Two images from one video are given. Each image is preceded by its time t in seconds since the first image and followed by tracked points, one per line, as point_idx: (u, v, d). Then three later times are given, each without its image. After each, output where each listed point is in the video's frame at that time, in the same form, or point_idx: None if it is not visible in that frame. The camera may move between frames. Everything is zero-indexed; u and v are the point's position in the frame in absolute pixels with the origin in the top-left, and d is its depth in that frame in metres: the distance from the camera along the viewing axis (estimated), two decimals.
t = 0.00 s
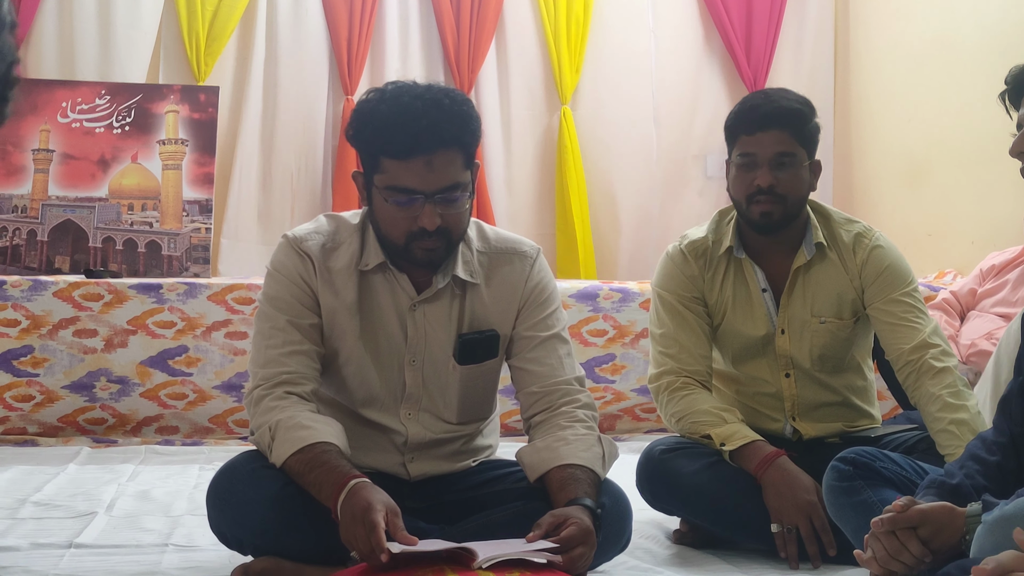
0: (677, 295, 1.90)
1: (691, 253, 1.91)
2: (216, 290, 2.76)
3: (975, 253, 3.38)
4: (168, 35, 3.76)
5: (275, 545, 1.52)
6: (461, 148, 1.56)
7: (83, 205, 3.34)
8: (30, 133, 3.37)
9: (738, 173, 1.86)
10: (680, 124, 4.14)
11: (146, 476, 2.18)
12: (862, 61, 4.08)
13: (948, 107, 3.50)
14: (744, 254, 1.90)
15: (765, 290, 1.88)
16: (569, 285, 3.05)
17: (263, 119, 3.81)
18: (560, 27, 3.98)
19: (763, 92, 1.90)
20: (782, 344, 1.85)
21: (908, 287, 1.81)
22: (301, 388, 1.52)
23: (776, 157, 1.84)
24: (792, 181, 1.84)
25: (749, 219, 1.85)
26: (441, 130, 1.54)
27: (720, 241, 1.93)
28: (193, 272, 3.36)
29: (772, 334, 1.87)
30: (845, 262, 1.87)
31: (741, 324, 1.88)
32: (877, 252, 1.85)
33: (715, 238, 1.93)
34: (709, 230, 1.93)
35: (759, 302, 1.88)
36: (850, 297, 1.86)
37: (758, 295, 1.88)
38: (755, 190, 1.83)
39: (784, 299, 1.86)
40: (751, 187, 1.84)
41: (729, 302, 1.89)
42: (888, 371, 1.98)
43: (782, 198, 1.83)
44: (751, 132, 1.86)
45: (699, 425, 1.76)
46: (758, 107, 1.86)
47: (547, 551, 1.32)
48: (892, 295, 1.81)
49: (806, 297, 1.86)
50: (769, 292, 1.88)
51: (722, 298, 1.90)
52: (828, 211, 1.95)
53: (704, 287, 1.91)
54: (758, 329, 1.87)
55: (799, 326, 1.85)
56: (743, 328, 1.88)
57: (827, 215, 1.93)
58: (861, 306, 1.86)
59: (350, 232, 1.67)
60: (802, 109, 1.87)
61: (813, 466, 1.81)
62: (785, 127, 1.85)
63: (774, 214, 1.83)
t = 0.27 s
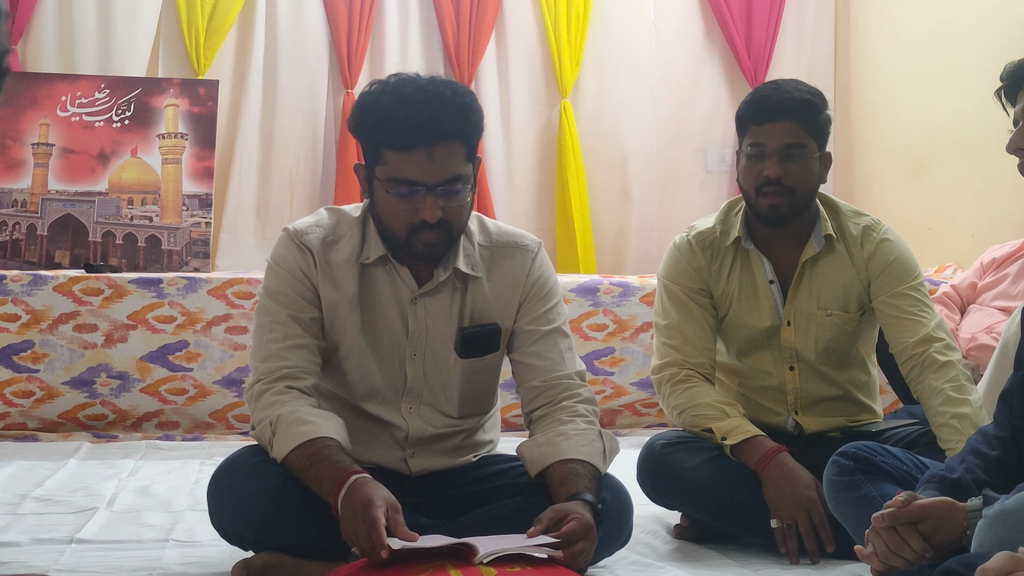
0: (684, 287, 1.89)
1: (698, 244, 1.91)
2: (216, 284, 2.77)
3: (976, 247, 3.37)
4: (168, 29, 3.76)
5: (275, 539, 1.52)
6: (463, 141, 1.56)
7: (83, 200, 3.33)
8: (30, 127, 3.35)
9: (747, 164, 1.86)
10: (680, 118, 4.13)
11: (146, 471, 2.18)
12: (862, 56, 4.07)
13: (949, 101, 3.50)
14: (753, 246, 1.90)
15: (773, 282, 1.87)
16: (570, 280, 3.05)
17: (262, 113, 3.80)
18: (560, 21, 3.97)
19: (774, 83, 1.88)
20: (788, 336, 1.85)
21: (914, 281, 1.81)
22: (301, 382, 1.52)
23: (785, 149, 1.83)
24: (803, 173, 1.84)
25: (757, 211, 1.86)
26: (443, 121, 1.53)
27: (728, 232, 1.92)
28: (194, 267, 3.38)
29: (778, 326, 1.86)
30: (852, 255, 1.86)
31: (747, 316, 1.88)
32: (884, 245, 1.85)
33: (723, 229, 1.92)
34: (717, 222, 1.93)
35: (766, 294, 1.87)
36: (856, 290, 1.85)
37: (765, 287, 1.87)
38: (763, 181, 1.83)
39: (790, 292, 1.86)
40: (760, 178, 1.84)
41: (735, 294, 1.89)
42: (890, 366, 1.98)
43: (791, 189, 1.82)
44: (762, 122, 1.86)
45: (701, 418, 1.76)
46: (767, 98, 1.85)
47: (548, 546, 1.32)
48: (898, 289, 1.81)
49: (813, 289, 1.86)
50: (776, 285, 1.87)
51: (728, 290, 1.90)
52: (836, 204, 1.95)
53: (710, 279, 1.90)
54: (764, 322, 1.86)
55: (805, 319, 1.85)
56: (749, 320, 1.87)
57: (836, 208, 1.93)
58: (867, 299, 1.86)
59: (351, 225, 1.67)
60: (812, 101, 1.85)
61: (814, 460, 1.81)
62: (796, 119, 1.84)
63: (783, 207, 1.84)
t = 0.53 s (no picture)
0: (686, 283, 1.89)
1: (701, 239, 1.91)
2: (217, 280, 2.77)
3: (977, 243, 3.38)
4: (169, 25, 3.75)
5: (276, 534, 1.53)
6: (467, 137, 1.56)
7: (83, 196, 3.34)
8: (30, 124, 3.35)
9: (748, 160, 1.86)
10: (680, 112, 4.13)
11: (148, 466, 2.18)
12: (863, 51, 4.06)
13: (951, 97, 3.49)
14: (756, 241, 1.90)
15: (775, 277, 1.87)
16: (570, 275, 3.05)
17: (262, 109, 3.80)
18: (560, 16, 3.96)
19: (774, 79, 1.88)
20: (790, 331, 1.85)
21: (916, 276, 1.80)
22: (303, 378, 1.52)
23: (786, 144, 1.83)
24: (805, 169, 1.83)
25: (759, 206, 1.85)
26: (447, 118, 1.53)
27: (730, 228, 1.92)
28: (194, 262, 3.39)
29: (780, 321, 1.86)
30: (855, 249, 1.86)
31: (749, 311, 1.88)
32: (887, 241, 1.84)
33: (725, 225, 1.92)
34: (720, 218, 1.93)
35: (768, 289, 1.87)
36: (860, 285, 1.85)
37: (767, 282, 1.87)
38: (764, 176, 1.83)
39: (793, 287, 1.86)
40: (761, 174, 1.83)
41: (738, 289, 1.89)
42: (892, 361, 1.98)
43: (793, 184, 1.82)
44: (763, 118, 1.85)
45: (703, 412, 1.76)
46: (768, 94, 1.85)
47: (549, 540, 1.33)
48: (900, 284, 1.81)
49: (816, 284, 1.86)
50: (780, 279, 1.87)
51: (731, 285, 1.90)
52: (839, 199, 1.95)
53: (713, 274, 1.90)
54: (766, 316, 1.86)
55: (808, 314, 1.85)
56: (751, 315, 1.87)
57: (839, 203, 1.93)
58: (870, 294, 1.86)
59: (352, 221, 1.67)
60: (812, 96, 1.84)
61: (815, 455, 1.81)
62: (799, 114, 1.84)
63: (785, 202, 1.83)
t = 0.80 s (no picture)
0: (677, 282, 1.91)
1: (690, 239, 1.93)
2: (218, 278, 2.79)
3: (972, 240, 3.39)
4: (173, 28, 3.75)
5: (280, 530, 1.54)
6: (470, 138, 1.57)
7: (86, 194, 3.35)
8: (33, 123, 3.38)
9: (729, 162, 1.89)
10: (678, 111, 4.14)
11: (150, 462, 2.20)
12: (860, 51, 4.08)
13: (946, 96, 3.49)
14: (742, 242, 1.91)
15: (763, 276, 1.89)
16: (569, 273, 3.06)
17: (263, 108, 3.82)
18: (559, 17, 3.97)
19: (754, 80, 1.90)
20: (780, 330, 1.86)
21: (904, 274, 1.82)
22: (303, 374, 1.54)
23: (765, 145, 1.85)
24: (785, 170, 1.86)
25: (742, 208, 1.87)
26: (451, 118, 1.55)
27: (718, 228, 1.94)
28: (196, 260, 3.34)
29: (770, 320, 1.88)
30: (843, 248, 1.88)
31: (740, 311, 1.89)
32: (874, 239, 1.86)
33: (713, 226, 1.94)
34: (708, 218, 1.95)
35: (758, 288, 1.89)
36: (848, 283, 1.87)
37: (756, 281, 1.89)
38: (745, 178, 1.85)
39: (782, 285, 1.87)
40: (742, 175, 1.86)
41: (728, 288, 1.90)
42: (885, 359, 2.00)
43: (774, 185, 1.84)
44: (741, 121, 1.88)
45: (698, 410, 1.77)
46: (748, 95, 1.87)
47: (547, 536, 1.34)
48: (889, 282, 1.82)
49: (805, 282, 1.87)
50: (767, 278, 1.89)
51: (721, 285, 1.91)
52: (826, 198, 1.97)
53: (705, 274, 1.92)
54: (757, 316, 1.88)
55: (798, 312, 1.86)
56: (742, 313, 1.89)
57: (825, 202, 1.94)
58: (859, 292, 1.88)
59: (353, 213, 1.69)
60: (792, 97, 1.87)
61: (811, 451, 1.82)
62: (777, 115, 1.85)
63: (767, 203, 1.85)
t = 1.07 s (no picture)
0: (670, 284, 1.93)
1: (681, 242, 1.96)
2: (222, 277, 2.81)
3: (967, 240, 3.40)
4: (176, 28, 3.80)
5: (284, 527, 1.56)
6: (470, 127, 1.60)
7: (91, 194, 3.37)
8: (39, 123, 3.39)
9: (712, 166, 1.92)
10: (677, 112, 4.16)
11: (153, 459, 2.21)
12: (857, 52, 4.09)
13: (942, 96, 3.51)
14: (731, 243, 1.93)
15: (753, 275, 1.90)
16: (568, 272, 3.08)
17: (266, 110, 3.83)
18: (558, 19, 3.99)
19: (735, 83, 1.93)
20: (772, 329, 1.88)
21: (894, 271, 1.84)
22: (306, 368, 1.56)
23: (747, 148, 1.88)
24: (768, 172, 1.88)
25: (726, 210, 1.90)
26: (452, 106, 1.57)
27: (708, 230, 1.96)
28: (199, 259, 3.37)
29: (762, 319, 1.89)
30: (832, 247, 1.90)
31: (732, 310, 1.91)
32: (863, 237, 1.88)
33: (703, 227, 1.96)
34: (698, 220, 1.97)
35: (748, 287, 1.91)
36: (838, 281, 1.88)
37: (747, 281, 1.91)
38: (728, 181, 1.88)
39: (772, 284, 1.89)
40: (724, 179, 1.88)
41: (720, 289, 1.92)
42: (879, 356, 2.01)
43: (756, 187, 1.87)
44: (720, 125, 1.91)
45: (695, 409, 1.79)
46: (729, 98, 1.90)
47: (547, 532, 1.36)
48: (878, 280, 1.84)
49: (794, 282, 1.89)
50: (757, 278, 1.91)
51: (713, 285, 1.93)
52: (814, 197, 1.98)
53: (697, 275, 1.94)
54: (749, 316, 1.89)
55: (789, 311, 1.88)
56: (734, 313, 1.91)
57: (813, 202, 1.96)
58: (849, 290, 1.89)
59: (357, 202, 1.71)
60: (773, 100, 1.89)
61: (808, 448, 1.84)
62: (756, 117, 1.88)
63: (751, 205, 1.88)
